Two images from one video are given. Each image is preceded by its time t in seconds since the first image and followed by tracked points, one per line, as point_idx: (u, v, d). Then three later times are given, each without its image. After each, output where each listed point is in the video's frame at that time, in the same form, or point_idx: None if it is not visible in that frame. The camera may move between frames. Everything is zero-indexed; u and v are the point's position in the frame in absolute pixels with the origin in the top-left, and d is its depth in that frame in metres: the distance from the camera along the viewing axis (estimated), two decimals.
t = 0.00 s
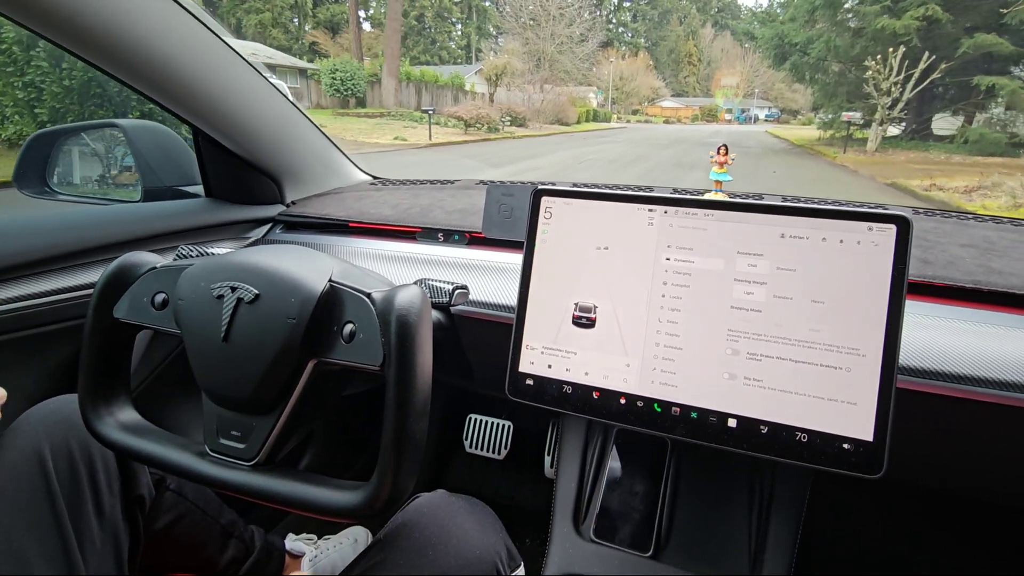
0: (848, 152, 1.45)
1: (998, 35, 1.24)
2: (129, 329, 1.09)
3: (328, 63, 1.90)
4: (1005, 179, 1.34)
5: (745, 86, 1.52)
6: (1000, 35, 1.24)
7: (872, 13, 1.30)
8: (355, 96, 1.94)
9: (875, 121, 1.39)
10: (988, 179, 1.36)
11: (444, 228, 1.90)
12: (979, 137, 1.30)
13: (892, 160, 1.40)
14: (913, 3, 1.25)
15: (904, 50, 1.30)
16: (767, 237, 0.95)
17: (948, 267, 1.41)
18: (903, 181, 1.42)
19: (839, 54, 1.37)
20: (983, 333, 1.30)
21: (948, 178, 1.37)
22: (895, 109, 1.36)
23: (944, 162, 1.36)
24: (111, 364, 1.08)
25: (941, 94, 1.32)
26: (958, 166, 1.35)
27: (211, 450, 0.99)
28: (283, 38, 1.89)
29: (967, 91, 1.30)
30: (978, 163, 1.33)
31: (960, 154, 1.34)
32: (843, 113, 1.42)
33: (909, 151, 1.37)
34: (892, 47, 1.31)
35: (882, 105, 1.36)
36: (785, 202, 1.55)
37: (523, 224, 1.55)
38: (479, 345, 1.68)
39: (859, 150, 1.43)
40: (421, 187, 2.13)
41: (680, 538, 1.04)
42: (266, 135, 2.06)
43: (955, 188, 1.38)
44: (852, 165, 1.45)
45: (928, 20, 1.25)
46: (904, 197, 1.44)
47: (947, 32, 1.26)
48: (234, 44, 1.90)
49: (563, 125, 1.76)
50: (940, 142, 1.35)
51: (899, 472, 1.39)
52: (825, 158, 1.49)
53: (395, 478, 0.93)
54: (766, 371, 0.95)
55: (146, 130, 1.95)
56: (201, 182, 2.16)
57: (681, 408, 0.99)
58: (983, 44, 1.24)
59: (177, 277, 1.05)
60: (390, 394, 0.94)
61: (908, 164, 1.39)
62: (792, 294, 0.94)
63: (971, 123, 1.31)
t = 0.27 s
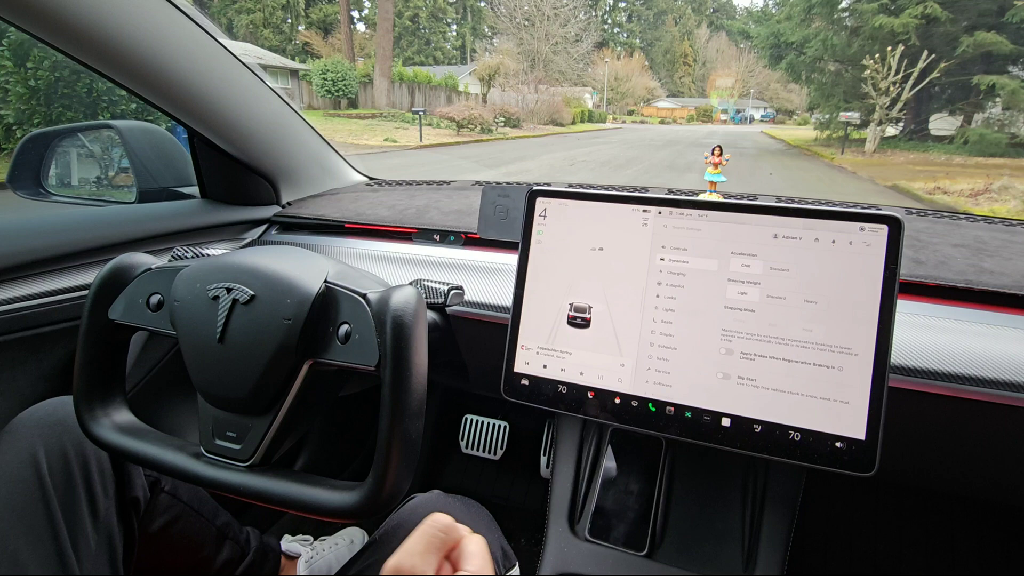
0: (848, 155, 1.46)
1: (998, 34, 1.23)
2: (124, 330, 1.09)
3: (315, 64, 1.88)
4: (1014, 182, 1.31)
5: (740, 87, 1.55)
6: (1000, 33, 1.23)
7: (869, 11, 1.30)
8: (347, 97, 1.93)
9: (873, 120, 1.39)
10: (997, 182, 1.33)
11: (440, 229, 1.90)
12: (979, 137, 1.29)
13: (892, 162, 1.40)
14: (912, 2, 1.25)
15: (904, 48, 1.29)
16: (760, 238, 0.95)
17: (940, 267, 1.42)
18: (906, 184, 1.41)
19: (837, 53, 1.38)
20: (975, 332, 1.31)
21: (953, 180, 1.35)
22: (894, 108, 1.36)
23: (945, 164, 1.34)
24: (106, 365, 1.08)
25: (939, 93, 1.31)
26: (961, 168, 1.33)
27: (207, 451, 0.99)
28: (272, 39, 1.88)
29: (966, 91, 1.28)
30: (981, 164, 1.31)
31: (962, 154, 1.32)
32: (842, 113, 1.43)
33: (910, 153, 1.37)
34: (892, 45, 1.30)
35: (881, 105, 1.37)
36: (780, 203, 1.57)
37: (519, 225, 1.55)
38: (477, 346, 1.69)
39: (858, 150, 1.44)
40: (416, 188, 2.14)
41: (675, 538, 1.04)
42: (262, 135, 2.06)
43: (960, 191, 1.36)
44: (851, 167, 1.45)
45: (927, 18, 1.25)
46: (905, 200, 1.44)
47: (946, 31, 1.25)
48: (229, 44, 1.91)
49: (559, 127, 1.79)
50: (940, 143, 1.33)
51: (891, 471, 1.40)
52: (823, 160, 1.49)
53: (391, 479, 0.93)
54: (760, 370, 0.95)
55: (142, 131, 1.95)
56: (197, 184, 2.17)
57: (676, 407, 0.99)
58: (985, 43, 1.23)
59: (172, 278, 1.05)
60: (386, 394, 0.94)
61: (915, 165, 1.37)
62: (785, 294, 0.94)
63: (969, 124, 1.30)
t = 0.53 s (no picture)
0: (844, 155, 1.46)
1: (997, 33, 1.25)
2: (119, 332, 1.09)
3: (309, 66, 1.89)
4: (1020, 185, 1.31)
5: (736, 87, 1.55)
6: (999, 33, 1.25)
7: (866, 10, 1.32)
8: (340, 99, 1.93)
9: (872, 121, 1.39)
10: (1002, 185, 1.34)
11: (436, 230, 1.90)
12: (977, 138, 1.30)
13: (890, 163, 1.40)
14: (910, 2, 1.27)
15: (901, 49, 1.31)
16: (754, 238, 0.96)
17: (933, 266, 1.42)
18: (906, 187, 1.42)
19: (833, 53, 1.38)
20: (967, 331, 1.32)
21: (954, 183, 1.36)
22: (892, 109, 1.37)
23: (945, 165, 1.35)
24: (101, 367, 1.08)
25: (936, 93, 1.32)
26: (962, 169, 1.34)
27: (202, 453, 0.99)
28: (265, 39, 1.90)
29: (964, 92, 1.30)
30: (981, 166, 1.33)
31: (961, 156, 1.34)
32: (840, 115, 1.43)
33: (908, 154, 1.38)
34: (889, 45, 1.32)
35: (879, 105, 1.37)
36: (775, 203, 1.58)
37: (514, 226, 1.56)
38: (472, 347, 1.69)
39: (857, 152, 1.43)
40: (412, 189, 2.14)
41: (670, 536, 1.04)
42: (258, 136, 2.05)
43: (962, 194, 1.37)
44: (850, 169, 1.46)
45: (926, 17, 1.27)
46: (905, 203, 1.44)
47: (942, 31, 1.27)
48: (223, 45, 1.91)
49: (551, 127, 1.76)
50: (938, 147, 1.35)
51: (886, 470, 1.41)
52: (821, 162, 1.49)
53: (387, 479, 0.93)
54: (754, 369, 0.96)
55: (137, 133, 1.95)
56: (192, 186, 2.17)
57: (671, 407, 1.00)
58: (983, 42, 1.25)
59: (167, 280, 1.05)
60: (381, 395, 0.94)
61: (911, 168, 1.39)
62: (779, 293, 0.95)
63: (967, 124, 1.32)
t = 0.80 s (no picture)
0: (841, 156, 1.47)
1: (994, 35, 1.25)
2: (115, 335, 1.08)
3: (301, 67, 1.90)
4: None
5: (732, 89, 1.56)
6: (996, 35, 1.25)
7: (863, 12, 1.31)
8: (333, 102, 1.96)
9: (869, 123, 1.40)
10: (1005, 190, 1.34)
11: (432, 232, 1.91)
12: (976, 140, 1.31)
13: (888, 165, 1.41)
14: (906, 3, 1.27)
15: (898, 50, 1.32)
16: (750, 239, 0.96)
17: (928, 267, 1.43)
18: (907, 192, 1.42)
19: (830, 55, 1.37)
20: (962, 331, 1.32)
21: (954, 187, 1.37)
22: (889, 111, 1.37)
23: (943, 168, 1.36)
24: (96, 371, 1.08)
25: (932, 95, 1.34)
26: (960, 171, 1.35)
27: (198, 456, 0.99)
28: (259, 42, 1.89)
29: (960, 94, 1.31)
30: (979, 168, 1.33)
31: (959, 158, 1.34)
32: (835, 117, 1.43)
33: (906, 156, 1.38)
34: (886, 47, 1.33)
35: (876, 107, 1.38)
36: (771, 205, 1.56)
37: (511, 228, 1.56)
38: (469, 349, 1.69)
39: (854, 156, 1.44)
40: (408, 191, 2.13)
41: (668, 537, 1.04)
42: (254, 139, 2.05)
43: (963, 197, 1.38)
44: (846, 171, 1.46)
45: (922, 18, 1.26)
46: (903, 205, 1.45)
47: (940, 32, 1.27)
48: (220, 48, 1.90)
49: (547, 131, 1.79)
50: (935, 150, 1.36)
51: (883, 470, 1.41)
52: (818, 164, 1.50)
53: (384, 482, 0.93)
54: (750, 370, 0.96)
55: (133, 136, 1.95)
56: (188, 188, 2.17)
57: (668, 408, 1.00)
58: (981, 43, 1.24)
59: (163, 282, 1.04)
60: (378, 398, 0.94)
61: (909, 170, 1.39)
62: (775, 295, 0.95)
63: (965, 126, 1.32)
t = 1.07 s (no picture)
0: (839, 159, 1.48)
1: (992, 37, 1.24)
2: (115, 337, 1.09)
3: (297, 70, 1.90)
4: None
5: (728, 93, 1.57)
6: (994, 37, 1.24)
7: (860, 13, 1.32)
8: (330, 104, 1.95)
9: (868, 125, 1.41)
10: (1007, 193, 1.33)
11: (431, 234, 1.91)
12: (974, 143, 1.31)
13: (886, 169, 1.42)
14: (904, 5, 1.27)
15: (895, 52, 1.32)
16: (745, 241, 0.97)
17: (922, 269, 1.44)
18: (908, 197, 1.43)
19: (827, 57, 1.39)
20: (956, 333, 1.33)
21: (954, 191, 1.37)
22: (887, 113, 1.38)
23: (941, 171, 1.36)
24: (97, 373, 1.08)
25: (930, 97, 1.34)
26: (959, 175, 1.35)
27: (198, 458, 0.99)
28: (255, 44, 1.89)
29: (958, 96, 1.31)
30: (977, 171, 1.33)
31: (958, 161, 1.35)
32: (835, 119, 1.45)
33: (904, 159, 1.39)
34: (883, 50, 1.33)
35: (874, 110, 1.39)
36: (767, 207, 1.58)
37: (509, 231, 1.56)
38: (466, 350, 1.69)
39: (852, 157, 1.45)
40: (407, 193, 2.13)
41: (665, 538, 1.05)
42: (253, 142, 2.06)
43: (965, 201, 1.37)
44: (844, 173, 1.47)
45: (920, 20, 1.26)
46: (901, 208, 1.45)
47: (938, 34, 1.27)
48: (218, 50, 1.90)
49: (544, 134, 1.80)
50: (935, 152, 1.36)
51: (878, 470, 1.42)
52: (816, 167, 1.51)
53: (383, 483, 0.94)
54: (746, 371, 0.97)
55: (133, 139, 1.96)
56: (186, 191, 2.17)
57: (665, 409, 1.01)
58: (979, 45, 1.24)
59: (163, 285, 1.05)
60: (377, 399, 0.94)
61: (908, 172, 1.40)
62: (770, 296, 0.96)
63: (963, 129, 1.33)
